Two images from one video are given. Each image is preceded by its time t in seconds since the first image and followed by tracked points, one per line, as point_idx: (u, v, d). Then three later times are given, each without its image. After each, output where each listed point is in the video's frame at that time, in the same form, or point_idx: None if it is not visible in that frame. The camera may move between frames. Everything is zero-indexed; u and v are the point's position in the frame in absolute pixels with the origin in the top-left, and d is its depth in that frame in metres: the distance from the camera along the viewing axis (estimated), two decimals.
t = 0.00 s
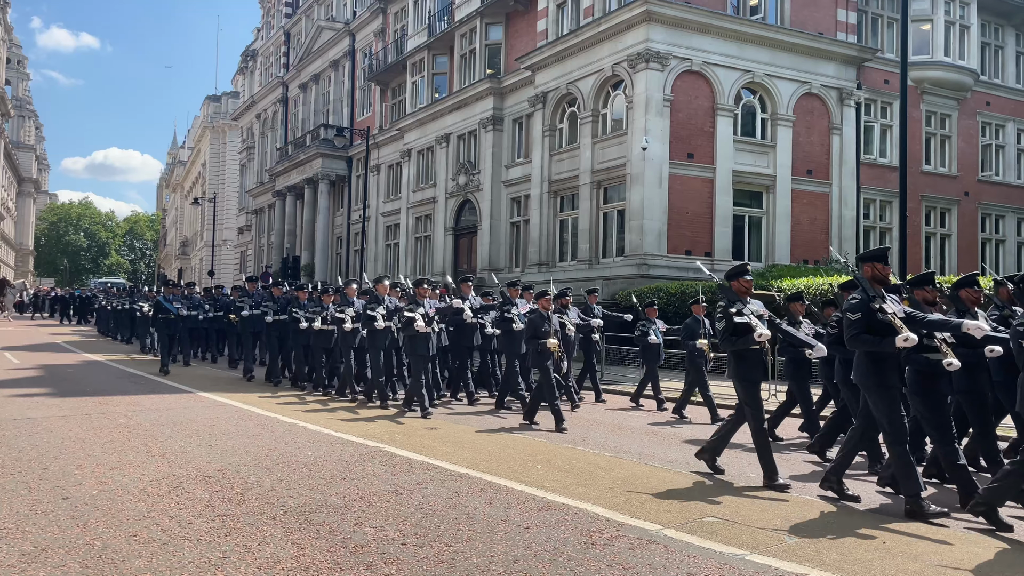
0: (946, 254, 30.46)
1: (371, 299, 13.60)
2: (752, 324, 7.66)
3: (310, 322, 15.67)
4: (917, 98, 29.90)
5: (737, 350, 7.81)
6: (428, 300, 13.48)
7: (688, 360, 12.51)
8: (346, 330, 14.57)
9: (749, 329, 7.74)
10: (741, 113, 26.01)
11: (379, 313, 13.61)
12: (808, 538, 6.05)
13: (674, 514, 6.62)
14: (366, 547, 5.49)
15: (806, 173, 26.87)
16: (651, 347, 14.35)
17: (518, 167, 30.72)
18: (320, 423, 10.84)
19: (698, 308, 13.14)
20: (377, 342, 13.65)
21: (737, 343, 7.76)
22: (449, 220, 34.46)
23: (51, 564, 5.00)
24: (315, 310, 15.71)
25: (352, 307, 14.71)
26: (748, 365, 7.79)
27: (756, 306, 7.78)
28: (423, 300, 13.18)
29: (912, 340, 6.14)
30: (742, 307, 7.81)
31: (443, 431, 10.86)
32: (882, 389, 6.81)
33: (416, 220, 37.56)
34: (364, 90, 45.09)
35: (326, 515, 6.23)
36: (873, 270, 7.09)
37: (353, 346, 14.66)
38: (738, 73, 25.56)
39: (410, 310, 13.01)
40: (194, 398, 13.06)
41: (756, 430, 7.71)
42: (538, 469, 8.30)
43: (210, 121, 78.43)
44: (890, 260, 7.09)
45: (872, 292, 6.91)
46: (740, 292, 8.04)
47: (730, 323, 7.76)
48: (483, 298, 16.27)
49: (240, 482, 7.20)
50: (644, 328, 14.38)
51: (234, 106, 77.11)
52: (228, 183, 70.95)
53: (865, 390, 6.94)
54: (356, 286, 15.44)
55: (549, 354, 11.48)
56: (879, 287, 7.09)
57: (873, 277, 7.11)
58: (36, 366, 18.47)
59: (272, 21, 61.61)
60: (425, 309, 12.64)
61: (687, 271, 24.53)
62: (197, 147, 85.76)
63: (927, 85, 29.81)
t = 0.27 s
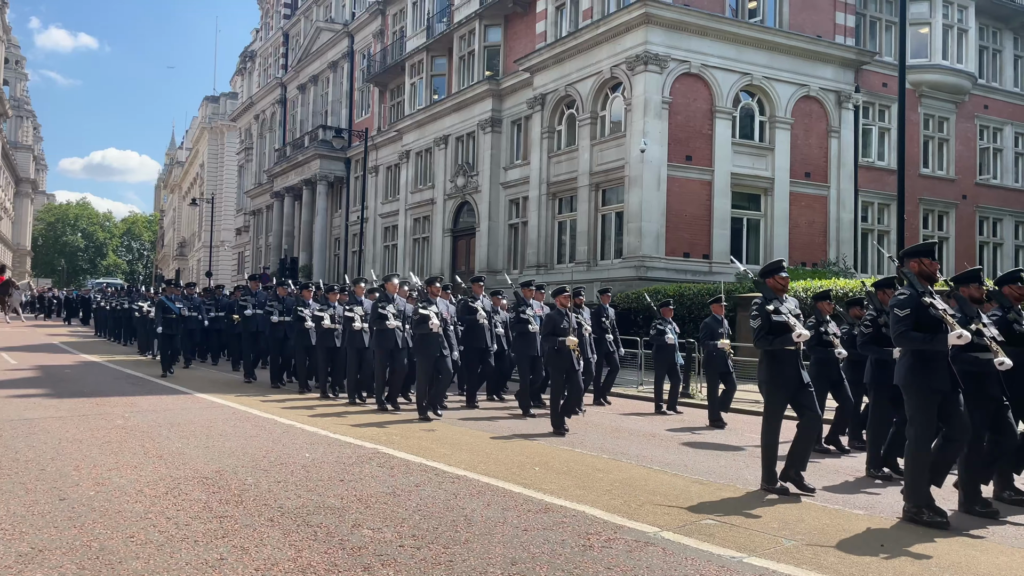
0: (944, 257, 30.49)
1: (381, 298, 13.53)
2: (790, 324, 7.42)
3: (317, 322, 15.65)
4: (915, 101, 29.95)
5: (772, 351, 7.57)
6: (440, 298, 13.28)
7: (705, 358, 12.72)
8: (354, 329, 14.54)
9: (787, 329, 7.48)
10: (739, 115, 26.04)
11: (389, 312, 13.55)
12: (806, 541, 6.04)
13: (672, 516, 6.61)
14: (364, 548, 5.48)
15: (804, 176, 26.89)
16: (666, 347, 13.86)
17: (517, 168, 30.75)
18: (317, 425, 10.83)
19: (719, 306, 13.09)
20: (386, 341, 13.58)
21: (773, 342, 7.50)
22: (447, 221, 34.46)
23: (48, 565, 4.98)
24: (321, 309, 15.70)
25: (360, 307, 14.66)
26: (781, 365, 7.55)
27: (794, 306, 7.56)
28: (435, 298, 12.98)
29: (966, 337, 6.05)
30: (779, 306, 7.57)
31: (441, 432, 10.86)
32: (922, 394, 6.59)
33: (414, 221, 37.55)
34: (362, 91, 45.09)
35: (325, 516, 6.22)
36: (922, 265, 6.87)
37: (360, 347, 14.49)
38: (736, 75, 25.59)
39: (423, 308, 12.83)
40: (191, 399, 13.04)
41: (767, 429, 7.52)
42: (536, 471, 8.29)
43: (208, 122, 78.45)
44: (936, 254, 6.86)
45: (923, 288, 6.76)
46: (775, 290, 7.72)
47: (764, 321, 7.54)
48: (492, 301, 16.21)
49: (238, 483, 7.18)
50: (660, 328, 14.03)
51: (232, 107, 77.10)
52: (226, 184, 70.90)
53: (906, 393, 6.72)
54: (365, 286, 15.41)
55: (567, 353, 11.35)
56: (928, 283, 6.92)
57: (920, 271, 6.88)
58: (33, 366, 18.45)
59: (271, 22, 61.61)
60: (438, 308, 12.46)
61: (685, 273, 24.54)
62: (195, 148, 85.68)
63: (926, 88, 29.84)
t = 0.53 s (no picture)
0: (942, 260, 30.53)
1: (394, 302, 12.92)
2: (833, 334, 7.28)
3: (327, 325, 15.14)
4: (913, 104, 29.99)
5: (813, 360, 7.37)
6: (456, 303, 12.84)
7: (727, 365, 12.06)
8: (365, 333, 14.07)
9: (829, 338, 7.34)
10: (738, 118, 26.06)
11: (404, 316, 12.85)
12: (804, 543, 6.05)
13: (670, 518, 6.62)
14: (362, 550, 5.49)
15: (803, 178, 26.92)
16: (687, 352, 13.50)
17: (515, 170, 30.77)
18: (316, 426, 10.83)
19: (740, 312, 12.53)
20: (400, 347, 12.93)
21: (813, 351, 7.34)
22: (446, 222, 34.46)
23: (46, 565, 4.98)
24: (332, 313, 15.21)
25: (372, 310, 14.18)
26: (824, 376, 7.30)
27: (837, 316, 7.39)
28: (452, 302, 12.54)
29: None
30: (821, 314, 7.41)
31: (441, 433, 10.86)
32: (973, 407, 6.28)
33: (412, 223, 37.56)
34: (361, 92, 45.09)
35: (323, 517, 6.22)
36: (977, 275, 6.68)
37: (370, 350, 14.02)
38: (736, 77, 25.62)
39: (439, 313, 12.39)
40: (190, 400, 13.03)
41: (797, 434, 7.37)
42: (534, 472, 8.30)
43: (206, 122, 78.40)
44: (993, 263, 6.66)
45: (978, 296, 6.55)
46: (818, 296, 7.62)
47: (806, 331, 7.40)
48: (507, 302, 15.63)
49: (236, 484, 7.19)
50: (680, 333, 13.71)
51: (231, 107, 77.10)
52: (224, 185, 70.82)
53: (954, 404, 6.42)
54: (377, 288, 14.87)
55: (590, 361, 10.73)
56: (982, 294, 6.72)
57: (977, 282, 6.69)
58: (31, 366, 18.42)
59: (270, 22, 61.61)
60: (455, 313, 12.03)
61: (683, 275, 24.56)
62: (193, 148, 85.65)
63: (924, 91, 29.88)
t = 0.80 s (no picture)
0: (942, 262, 30.54)
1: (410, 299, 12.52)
2: (877, 332, 6.93)
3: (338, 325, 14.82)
4: (913, 105, 30.01)
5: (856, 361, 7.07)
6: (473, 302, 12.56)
7: (754, 367, 11.78)
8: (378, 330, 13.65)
9: (873, 337, 7.03)
10: (738, 119, 26.06)
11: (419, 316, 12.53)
12: (804, 544, 6.06)
13: (670, 519, 6.61)
14: (361, 550, 5.48)
15: (802, 180, 26.93)
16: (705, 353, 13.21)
17: (515, 171, 30.80)
18: (316, 426, 10.82)
19: (762, 312, 12.17)
20: (415, 346, 12.53)
21: (858, 352, 7.05)
22: (445, 223, 34.45)
23: (45, 565, 4.97)
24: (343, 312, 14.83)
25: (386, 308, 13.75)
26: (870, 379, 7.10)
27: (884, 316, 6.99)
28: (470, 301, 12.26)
29: None
30: (864, 312, 7.08)
31: (440, 434, 10.85)
32: None
33: (412, 223, 37.56)
34: (361, 93, 45.09)
35: (322, 518, 6.22)
36: None
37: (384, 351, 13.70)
38: (735, 79, 25.63)
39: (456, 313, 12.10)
40: (189, 400, 13.02)
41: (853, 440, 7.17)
42: (534, 473, 8.30)
43: (206, 122, 78.38)
44: None
45: None
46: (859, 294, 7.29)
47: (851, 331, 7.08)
48: (522, 302, 15.11)
49: (235, 484, 7.18)
50: (697, 332, 13.47)
51: (230, 107, 77.11)
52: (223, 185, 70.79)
53: None
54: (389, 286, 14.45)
55: (614, 359, 10.50)
56: None
57: None
58: (30, 366, 18.41)
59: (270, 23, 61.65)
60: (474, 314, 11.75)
61: (683, 277, 24.56)
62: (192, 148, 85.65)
63: (924, 93, 29.90)
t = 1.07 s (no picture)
0: (942, 263, 30.55)
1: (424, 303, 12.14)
2: (927, 340, 6.59)
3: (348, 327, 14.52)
4: (913, 107, 30.02)
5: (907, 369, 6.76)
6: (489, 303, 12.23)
7: (777, 372, 11.32)
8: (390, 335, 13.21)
9: (922, 346, 6.72)
10: (739, 120, 26.07)
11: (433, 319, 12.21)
12: (804, 545, 6.07)
13: (669, 520, 6.61)
14: (361, 550, 5.48)
15: (802, 181, 26.93)
16: (724, 358, 12.72)
17: (515, 171, 30.81)
18: (315, 426, 10.82)
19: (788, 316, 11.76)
20: (428, 350, 12.23)
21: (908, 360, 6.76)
22: (445, 222, 34.45)
23: (44, 564, 4.97)
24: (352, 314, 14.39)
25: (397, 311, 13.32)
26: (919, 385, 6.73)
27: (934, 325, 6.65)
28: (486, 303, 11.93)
29: None
30: (914, 320, 6.74)
31: (439, 434, 10.86)
32: None
33: (412, 223, 37.56)
34: (362, 93, 45.09)
35: (322, 517, 6.21)
36: None
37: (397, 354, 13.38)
38: (736, 80, 25.63)
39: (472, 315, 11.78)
40: (189, 399, 13.01)
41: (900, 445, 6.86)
42: (533, 473, 8.30)
43: (206, 121, 78.33)
44: None
45: None
46: (906, 302, 7.01)
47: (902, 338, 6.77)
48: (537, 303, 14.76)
49: (235, 484, 7.18)
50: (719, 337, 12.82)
51: (231, 107, 77.12)
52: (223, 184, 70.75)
53: None
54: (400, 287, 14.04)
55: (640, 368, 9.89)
56: None
57: None
58: (29, 365, 18.40)
59: (270, 22, 61.66)
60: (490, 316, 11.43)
61: (682, 277, 24.56)
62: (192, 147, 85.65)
63: (924, 94, 29.92)
